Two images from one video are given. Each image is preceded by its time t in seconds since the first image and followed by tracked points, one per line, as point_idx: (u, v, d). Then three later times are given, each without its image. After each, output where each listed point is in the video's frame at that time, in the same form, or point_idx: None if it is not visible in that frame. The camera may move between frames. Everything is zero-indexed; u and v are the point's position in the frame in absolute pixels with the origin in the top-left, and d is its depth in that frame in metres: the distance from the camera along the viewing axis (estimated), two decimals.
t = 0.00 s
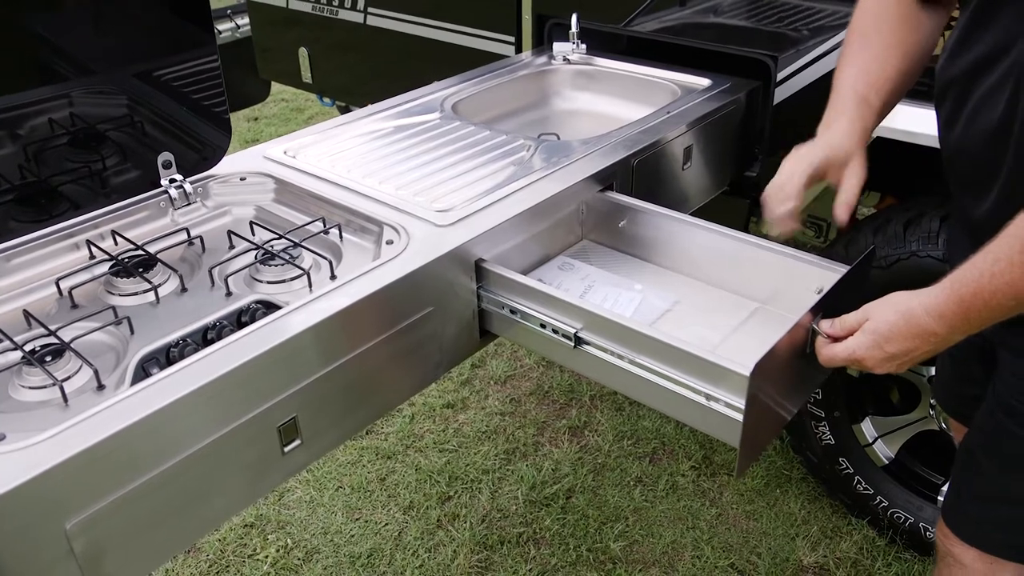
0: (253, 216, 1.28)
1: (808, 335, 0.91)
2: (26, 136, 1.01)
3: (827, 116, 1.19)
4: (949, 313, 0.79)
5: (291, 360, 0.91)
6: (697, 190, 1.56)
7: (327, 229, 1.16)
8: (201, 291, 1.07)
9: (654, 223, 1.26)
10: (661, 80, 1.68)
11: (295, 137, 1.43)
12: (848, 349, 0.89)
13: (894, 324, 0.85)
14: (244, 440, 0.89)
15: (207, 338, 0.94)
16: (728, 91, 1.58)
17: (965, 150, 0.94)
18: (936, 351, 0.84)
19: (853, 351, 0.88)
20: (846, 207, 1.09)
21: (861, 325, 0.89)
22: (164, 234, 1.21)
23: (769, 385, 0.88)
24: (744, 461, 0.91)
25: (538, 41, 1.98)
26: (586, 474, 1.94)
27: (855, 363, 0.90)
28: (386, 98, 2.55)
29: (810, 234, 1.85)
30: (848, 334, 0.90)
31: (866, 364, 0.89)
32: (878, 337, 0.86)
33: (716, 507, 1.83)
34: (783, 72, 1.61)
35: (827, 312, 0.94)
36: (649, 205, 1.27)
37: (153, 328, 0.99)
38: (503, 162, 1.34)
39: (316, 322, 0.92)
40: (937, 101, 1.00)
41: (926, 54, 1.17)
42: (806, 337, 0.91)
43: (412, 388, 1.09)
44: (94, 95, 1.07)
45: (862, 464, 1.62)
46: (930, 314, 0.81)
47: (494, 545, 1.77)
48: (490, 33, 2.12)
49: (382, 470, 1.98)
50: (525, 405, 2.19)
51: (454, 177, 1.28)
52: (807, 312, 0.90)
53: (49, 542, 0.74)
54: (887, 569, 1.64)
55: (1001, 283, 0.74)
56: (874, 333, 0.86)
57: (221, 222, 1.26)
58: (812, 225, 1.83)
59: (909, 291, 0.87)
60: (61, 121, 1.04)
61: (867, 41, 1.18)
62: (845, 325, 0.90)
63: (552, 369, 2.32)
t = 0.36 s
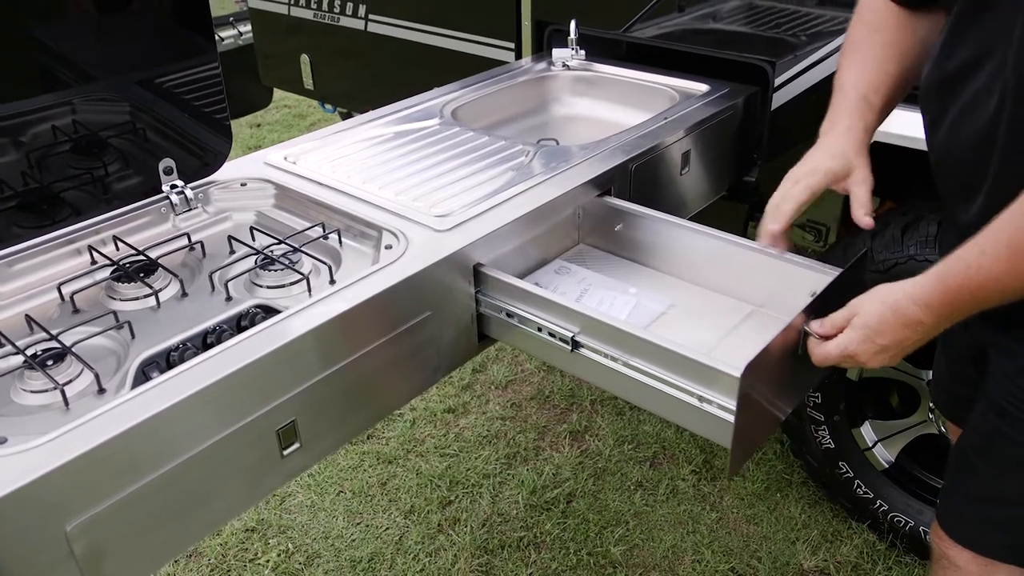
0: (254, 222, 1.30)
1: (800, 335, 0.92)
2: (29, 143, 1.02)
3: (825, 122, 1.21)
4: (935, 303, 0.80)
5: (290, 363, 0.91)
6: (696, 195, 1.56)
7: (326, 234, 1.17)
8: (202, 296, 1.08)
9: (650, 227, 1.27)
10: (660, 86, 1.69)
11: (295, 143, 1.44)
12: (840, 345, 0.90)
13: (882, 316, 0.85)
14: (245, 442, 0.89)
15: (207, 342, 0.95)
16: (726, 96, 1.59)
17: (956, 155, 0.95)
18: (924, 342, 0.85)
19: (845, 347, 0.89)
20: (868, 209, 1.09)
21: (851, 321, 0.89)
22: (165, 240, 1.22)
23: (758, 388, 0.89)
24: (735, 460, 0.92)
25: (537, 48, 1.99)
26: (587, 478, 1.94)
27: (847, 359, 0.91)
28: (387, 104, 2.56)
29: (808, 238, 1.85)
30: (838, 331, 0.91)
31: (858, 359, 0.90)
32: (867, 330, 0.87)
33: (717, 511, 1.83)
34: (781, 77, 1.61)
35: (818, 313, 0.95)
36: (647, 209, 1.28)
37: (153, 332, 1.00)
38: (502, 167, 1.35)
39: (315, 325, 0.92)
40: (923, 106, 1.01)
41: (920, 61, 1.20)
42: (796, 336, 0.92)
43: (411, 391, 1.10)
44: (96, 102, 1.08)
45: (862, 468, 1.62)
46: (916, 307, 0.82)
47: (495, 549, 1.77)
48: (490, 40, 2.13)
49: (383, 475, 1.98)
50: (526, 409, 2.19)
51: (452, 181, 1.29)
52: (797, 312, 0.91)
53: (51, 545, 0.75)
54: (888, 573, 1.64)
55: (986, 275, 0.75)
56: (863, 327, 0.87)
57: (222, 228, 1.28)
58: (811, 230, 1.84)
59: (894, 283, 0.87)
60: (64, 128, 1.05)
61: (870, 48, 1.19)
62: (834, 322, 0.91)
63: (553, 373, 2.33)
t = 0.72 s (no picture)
0: (254, 222, 1.30)
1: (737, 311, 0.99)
2: (31, 144, 1.03)
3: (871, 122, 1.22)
4: (851, 283, 0.86)
5: (289, 362, 0.92)
6: (695, 196, 1.56)
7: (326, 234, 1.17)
8: (202, 296, 1.09)
9: (645, 228, 1.30)
10: (661, 87, 1.70)
11: (295, 144, 1.45)
12: (772, 320, 0.96)
13: (808, 293, 0.91)
14: (245, 441, 0.90)
15: (206, 342, 0.96)
16: (726, 97, 1.59)
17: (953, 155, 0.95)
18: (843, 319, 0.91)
19: (776, 323, 0.96)
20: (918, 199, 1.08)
21: (782, 297, 0.96)
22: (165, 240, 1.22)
23: (696, 362, 0.93)
24: (674, 429, 0.96)
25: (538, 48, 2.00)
26: (588, 479, 1.94)
27: (779, 333, 0.97)
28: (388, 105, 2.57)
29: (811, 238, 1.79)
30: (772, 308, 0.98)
31: (788, 334, 0.97)
32: (795, 306, 0.93)
33: (718, 512, 1.83)
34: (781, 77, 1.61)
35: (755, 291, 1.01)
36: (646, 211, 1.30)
37: (153, 331, 1.01)
38: (502, 167, 1.35)
39: (315, 325, 0.93)
40: (917, 108, 1.01)
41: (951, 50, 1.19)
42: (734, 313, 0.98)
43: (411, 390, 1.10)
44: (98, 103, 1.09)
45: (863, 469, 1.62)
46: (837, 287, 0.88)
47: (496, 549, 1.77)
48: (491, 41, 2.14)
49: (385, 475, 1.98)
50: (527, 410, 2.19)
51: (452, 181, 1.30)
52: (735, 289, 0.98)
53: (50, 543, 0.75)
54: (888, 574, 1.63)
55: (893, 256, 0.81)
56: (791, 303, 0.93)
57: (222, 228, 1.28)
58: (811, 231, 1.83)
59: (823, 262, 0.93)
60: (66, 128, 1.06)
61: (903, 42, 1.21)
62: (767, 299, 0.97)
63: (555, 374, 2.33)
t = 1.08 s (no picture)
0: (248, 222, 1.30)
1: (657, 282, 1.07)
2: (26, 144, 1.03)
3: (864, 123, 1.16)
4: (755, 263, 0.94)
5: (282, 361, 0.92)
6: (690, 195, 1.57)
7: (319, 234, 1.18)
8: (195, 296, 1.09)
9: (644, 228, 1.29)
10: (655, 86, 1.70)
11: (290, 143, 1.45)
12: (687, 294, 1.05)
13: (719, 270, 0.99)
14: (237, 440, 0.90)
15: (199, 341, 0.96)
16: (720, 96, 1.59)
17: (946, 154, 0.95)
18: (752, 294, 0.99)
19: (690, 295, 1.05)
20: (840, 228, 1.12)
21: (697, 271, 1.04)
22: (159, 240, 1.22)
23: (610, 325, 1.00)
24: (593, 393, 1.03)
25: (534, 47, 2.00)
26: (584, 478, 1.94)
27: (695, 305, 1.06)
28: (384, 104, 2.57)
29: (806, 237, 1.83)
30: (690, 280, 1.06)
31: (703, 305, 1.05)
32: (708, 282, 1.02)
33: (713, 510, 1.83)
34: (776, 76, 1.63)
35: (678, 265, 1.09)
36: (645, 211, 1.30)
37: (146, 331, 1.01)
38: (497, 166, 1.35)
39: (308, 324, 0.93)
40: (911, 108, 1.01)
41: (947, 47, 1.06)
42: (655, 287, 1.08)
43: (405, 390, 1.10)
44: (92, 102, 1.09)
45: (858, 467, 1.62)
46: (744, 264, 0.96)
47: (492, 548, 1.77)
48: (486, 40, 2.14)
49: (381, 474, 1.99)
50: (524, 409, 2.19)
51: (445, 181, 1.30)
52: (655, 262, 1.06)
53: (41, 543, 0.75)
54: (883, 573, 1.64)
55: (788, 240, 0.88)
56: (704, 279, 1.02)
57: (217, 228, 1.28)
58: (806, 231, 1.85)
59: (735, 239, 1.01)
60: (61, 128, 1.06)
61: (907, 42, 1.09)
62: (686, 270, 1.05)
63: (551, 373, 2.33)
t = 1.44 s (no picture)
0: (247, 224, 1.31)
1: (595, 264, 1.15)
2: (24, 148, 1.03)
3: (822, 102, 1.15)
4: (684, 246, 1.01)
5: (279, 362, 0.92)
6: (686, 198, 1.57)
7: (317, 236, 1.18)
8: (193, 298, 1.09)
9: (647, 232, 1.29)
10: (651, 90, 1.71)
11: (289, 146, 1.46)
12: (623, 275, 1.12)
13: (652, 253, 1.07)
14: (234, 441, 0.90)
15: (196, 342, 0.96)
16: (716, 100, 1.60)
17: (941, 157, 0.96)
18: (681, 275, 1.07)
19: (625, 277, 1.12)
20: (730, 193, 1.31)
21: (632, 254, 1.12)
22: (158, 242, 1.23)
23: (549, 296, 1.07)
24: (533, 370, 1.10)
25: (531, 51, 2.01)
26: (581, 481, 1.95)
27: (629, 286, 1.13)
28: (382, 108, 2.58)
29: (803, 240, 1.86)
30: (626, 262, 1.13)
31: (637, 287, 1.12)
32: (642, 264, 1.09)
33: (710, 513, 1.83)
34: (771, 81, 1.66)
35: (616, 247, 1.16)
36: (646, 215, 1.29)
37: (144, 333, 1.01)
38: (494, 169, 1.36)
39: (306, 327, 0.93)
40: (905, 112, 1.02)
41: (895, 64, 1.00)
42: (593, 268, 1.15)
43: (401, 392, 1.11)
44: (91, 106, 1.09)
45: (854, 470, 1.62)
46: (675, 246, 1.03)
47: (489, 551, 1.77)
48: (483, 44, 2.15)
49: (378, 477, 1.99)
50: (521, 412, 2.20)
51: (443, 184, 1.30)
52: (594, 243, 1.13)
53: (38, 544, 0.75)
54: None
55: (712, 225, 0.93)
56: (638, 261, 1.10)
57: (215, 230, 1.29)
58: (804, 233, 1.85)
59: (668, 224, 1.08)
60: (59, 131, 1.06)
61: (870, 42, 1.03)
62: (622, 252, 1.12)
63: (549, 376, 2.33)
